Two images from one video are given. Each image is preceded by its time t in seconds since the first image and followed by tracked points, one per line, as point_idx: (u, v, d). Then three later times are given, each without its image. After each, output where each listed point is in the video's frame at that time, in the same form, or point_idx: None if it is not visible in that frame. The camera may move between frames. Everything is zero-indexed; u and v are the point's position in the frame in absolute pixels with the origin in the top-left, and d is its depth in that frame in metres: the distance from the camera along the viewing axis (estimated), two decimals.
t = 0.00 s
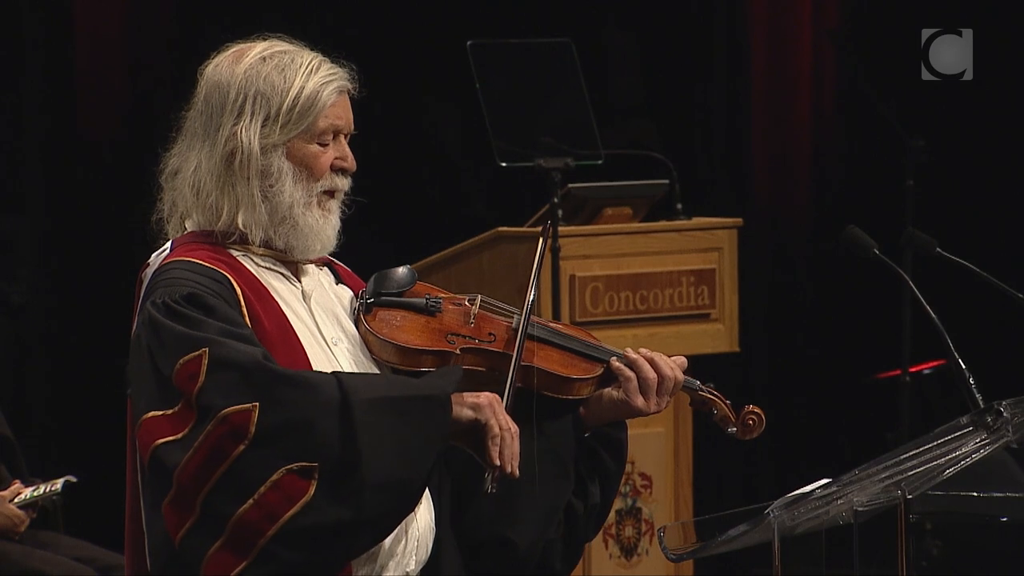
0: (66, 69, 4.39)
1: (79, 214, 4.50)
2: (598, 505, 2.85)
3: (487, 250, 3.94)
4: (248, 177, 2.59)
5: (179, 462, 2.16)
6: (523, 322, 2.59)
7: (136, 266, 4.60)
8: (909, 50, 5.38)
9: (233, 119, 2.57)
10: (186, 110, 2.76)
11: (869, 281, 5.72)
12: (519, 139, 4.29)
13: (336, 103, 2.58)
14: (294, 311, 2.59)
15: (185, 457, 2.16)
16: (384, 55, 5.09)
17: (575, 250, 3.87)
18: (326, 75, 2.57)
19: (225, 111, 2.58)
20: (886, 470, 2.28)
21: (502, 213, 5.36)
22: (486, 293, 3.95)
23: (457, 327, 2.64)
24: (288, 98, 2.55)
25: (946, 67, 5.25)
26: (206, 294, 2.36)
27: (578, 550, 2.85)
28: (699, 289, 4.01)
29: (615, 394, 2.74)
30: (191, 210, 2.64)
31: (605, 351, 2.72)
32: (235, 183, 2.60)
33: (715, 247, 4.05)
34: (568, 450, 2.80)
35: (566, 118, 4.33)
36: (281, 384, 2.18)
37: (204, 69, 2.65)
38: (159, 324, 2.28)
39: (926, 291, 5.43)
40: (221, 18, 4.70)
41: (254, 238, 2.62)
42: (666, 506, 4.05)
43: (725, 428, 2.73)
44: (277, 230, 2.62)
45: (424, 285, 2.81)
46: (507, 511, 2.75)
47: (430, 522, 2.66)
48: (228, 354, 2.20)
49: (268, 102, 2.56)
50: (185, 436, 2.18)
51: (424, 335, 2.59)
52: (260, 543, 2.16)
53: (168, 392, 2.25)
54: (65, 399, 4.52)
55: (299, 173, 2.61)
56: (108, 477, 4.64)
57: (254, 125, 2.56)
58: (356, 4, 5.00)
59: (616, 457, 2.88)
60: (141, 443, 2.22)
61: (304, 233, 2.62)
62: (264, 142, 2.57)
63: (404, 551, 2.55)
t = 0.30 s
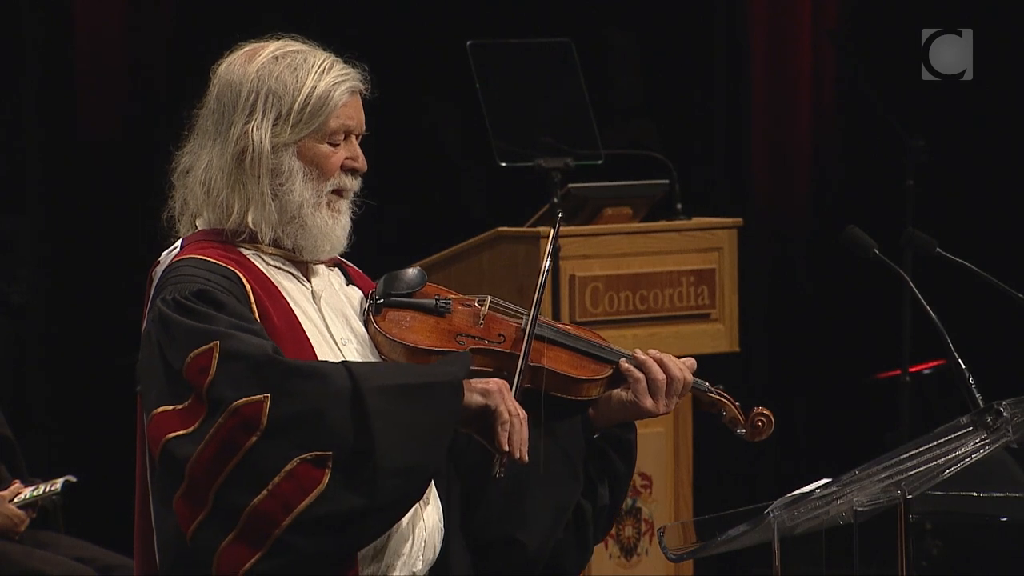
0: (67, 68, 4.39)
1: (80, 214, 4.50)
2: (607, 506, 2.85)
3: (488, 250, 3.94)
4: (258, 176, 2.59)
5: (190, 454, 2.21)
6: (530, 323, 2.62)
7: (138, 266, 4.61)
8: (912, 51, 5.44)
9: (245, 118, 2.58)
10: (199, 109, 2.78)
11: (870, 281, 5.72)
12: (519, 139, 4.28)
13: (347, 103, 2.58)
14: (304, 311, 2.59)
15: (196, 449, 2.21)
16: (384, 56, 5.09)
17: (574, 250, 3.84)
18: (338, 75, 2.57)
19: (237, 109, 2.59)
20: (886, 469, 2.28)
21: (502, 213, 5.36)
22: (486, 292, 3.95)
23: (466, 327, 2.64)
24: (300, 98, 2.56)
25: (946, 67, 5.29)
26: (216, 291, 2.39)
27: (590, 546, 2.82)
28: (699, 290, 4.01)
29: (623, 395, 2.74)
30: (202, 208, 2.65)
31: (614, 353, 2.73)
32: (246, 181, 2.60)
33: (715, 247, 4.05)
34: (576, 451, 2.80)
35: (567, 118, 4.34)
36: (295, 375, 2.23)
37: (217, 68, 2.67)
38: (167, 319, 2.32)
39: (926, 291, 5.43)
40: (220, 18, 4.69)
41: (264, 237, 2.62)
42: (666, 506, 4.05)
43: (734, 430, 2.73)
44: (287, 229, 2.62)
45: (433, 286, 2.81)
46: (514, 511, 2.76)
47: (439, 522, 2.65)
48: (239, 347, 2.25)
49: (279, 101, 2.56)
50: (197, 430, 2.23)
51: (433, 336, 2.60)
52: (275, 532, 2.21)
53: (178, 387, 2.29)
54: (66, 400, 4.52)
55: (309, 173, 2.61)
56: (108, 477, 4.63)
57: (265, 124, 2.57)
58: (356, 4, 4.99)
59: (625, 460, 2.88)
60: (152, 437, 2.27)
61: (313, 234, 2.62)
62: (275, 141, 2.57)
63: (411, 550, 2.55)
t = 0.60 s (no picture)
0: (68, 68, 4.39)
1: (81, 214, 4.50)
2: (616, 508, 2.84)
3: (487, 250, 3.93)
4: (270, 175, 2.59)
5: (208, 449, 2.21)
6: (540, 324, 2.61)
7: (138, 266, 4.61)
8: (905, 50, 5.40)
9: (257, 117, 2.59)
10: (211, 107, 2.78)
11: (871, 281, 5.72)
12: (518, 138, 4.28)
13: (360, 103, 2.58)
14: (316, 309, 2.59)
15: (214, 443, 2.20)
16: (384, 56, 5.09)
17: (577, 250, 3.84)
18: (350, 75, 2.57)
19: (249, 108, 2.59)
20: (886, 469, 2.27)
21: (500, 214, 5.35)
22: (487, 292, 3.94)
23: (477, 328, 2.64)
24: (312, 98, 2.56)
25: (946, 67, 5.30)
26: (229, 287, 2.39)
27: (596, 550, 2.82)
28: (699, 289, 4.01)
29: (634, 399, 2.74)
30: (213, 206, 2.65)
31: (625, 355, 2.72)
32: (258, 180, 2.61)
33: (715, 247, 4.05)
34: (584, 453, 2.80)
35: (567, 118, 4.34)
36: (313, 366, 2.24)
37: (230, 67, 2.67)
38: (182, 315, 2.32)
39: (927, 290, 5.43)
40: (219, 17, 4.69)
41: (274, 236, 2.62)
42: (666, 506, 4.05)
43: (744, 435, 2.73)
44: (297, 228, 2.62)
45: (445, 285, 2.80)
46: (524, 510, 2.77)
47: (447, 522, 2.65)
48: (256, 340, 2.25)
49: (291, 101, 2.56)
50: (213, 423, 2.23)
51: (444, 335, 2.61)
52: (297, 524, 2.21)
53: (193, 381, 2.29)
54: (66, 399, 4.52)
55: (321, 172, 2.60)
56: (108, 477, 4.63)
57: (277, 123, 2.57)
58: (356, 4, 4.99)
59: (636, 465, 2.85)
60: (166, 432, 2.26)
61: (323, 233, 2.62)
62: (287, 141, 2.58)
63: (419, 550, 2.55)
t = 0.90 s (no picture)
0: (69, 67, 4.38)
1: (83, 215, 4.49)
2: (629, 510, 2.82)
3: (487, 250, 3.92)
4: (287, 176, 2.59)
5: (213, 449, 2.22)
6: (550, 323, 2.63)
7: (138, 266, 4.60)
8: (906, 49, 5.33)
9: (275, 117, 2.58)
10: (229, 106, 2.78)
11: (872, 281, 5.72)
12: (518, 138, 4.28)
13: (378, 105, 2.57)
14: (326, 309, 2.59)
15: (218, 443, 2.21)
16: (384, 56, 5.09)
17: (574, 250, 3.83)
18: (369, 77, 2.56)
19: (267, 109, 2.59)
20: (886, 469, 2.27)
21: (501, 213, 5.35)
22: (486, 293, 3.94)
23: (489, 328, 2.66)
24: (330, 99, 2.55)
25: (946, 67, 5.25)
26: (238, 286, 2.40)
27: (610, 551, 2.81)
28: (699, 289, 4.02)
29: (644, 398, 2.72)
30: (229, 206, 2.65)
31: (635, 356, 2.71)
32: (275, 181, 2.61)
33: (715, 247, 4.05)
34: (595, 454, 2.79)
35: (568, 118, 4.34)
36: (317, 368, 2.23)
37: (248, 67, 2.67)
38: (190, 314, 2.33)
39: (927, 290, 5.43)
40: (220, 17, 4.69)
41: (290, 237, 2.63)
42: (666, 506, 4.06)
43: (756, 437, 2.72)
44: (313, 229, 2.62)
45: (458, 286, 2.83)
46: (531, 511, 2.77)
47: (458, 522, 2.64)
48: (260, 340, 2.25)
49: (310, 102, 2.56)
50: (217, 424, 2.24)
51: (455, 335, 2.62)
52: (300, 525, 2.21)
53: (200, 381, 2.30)
54: (66, 399, 4.52)
55: (338, 174, 2.60)
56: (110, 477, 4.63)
57: (295, 125, 2.57)
58: (355, 4, 4.99)
59: (649, 466, 2.83)
60: (173, 431, 2.27)
61: (339, 235, 2.61)
62: (305, 142, 2.57)
63: (428, 550, 2.55)
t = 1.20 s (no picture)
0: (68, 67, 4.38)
1: (84, 215, 4.49)
2: (636, 514, 2.83)
3: (488, 250, 3.92)
4: (299, 174, 2.59)
5: (193, 453, 2.22)
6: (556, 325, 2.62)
7: (138, 266, 4.60)
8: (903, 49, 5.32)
9: (286, 115, 2.58)
10: (238, 105, 2.78)
11: (872, 281, 5.72)
12: (518, 138, 4.28)
13: (389, 105, 2.59)
14: (330, 309, 2.58)
15: (197, 447, 2.22)
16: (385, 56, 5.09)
17: (574, 250, 3.82)
18: (380, 77, 2.58)
19: (279, 107, 2.59)
20: (887, 469, 2.26)
21: (501, 214, 5.36)
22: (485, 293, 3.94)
23: (495, 331, 2.66)
24: (342, 98, 2.56)
25: (947, 67, 5.26)
26: (236, 286, 2.39)
27: (611, 553, 2.81)
28: (699, 289, 4.02)
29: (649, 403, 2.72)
30: (239, 203, 2.65)
31: (642, 360, 2.71)
32: (286, 179, 2.61)
33: (715, 247, 4.05)
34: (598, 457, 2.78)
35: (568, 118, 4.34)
36: (292, 378, 2.19)
37: (259, 66, 2.67)
38: (183, 316, 2.33)
39: (927, 290, 5.43)
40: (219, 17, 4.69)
41: (301, 235, 2.62)
42: (666, 507, 4.06)
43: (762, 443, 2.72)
44: (323, 227, 2.62)
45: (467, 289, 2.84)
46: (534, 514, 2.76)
47: (461, 524, 2.65)
48: (237, 347, 2.23)
49: (322, 100, 2.56)
50: (200, 427, 2.24)
51: (460, 338, 2.62)
52: (267, 534, 2.20)
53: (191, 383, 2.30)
54: (65, 399, 4.51)
55: (349, 172, 2.61)
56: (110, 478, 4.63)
57: (307, 123, 2.57)
58: (355, 5, 4.99)
59: (656, 468, 2.82)
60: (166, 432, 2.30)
61: (349, 232, 2.62)
62: (316, 140, 2.58)
63: (431, 549, 2.55)
